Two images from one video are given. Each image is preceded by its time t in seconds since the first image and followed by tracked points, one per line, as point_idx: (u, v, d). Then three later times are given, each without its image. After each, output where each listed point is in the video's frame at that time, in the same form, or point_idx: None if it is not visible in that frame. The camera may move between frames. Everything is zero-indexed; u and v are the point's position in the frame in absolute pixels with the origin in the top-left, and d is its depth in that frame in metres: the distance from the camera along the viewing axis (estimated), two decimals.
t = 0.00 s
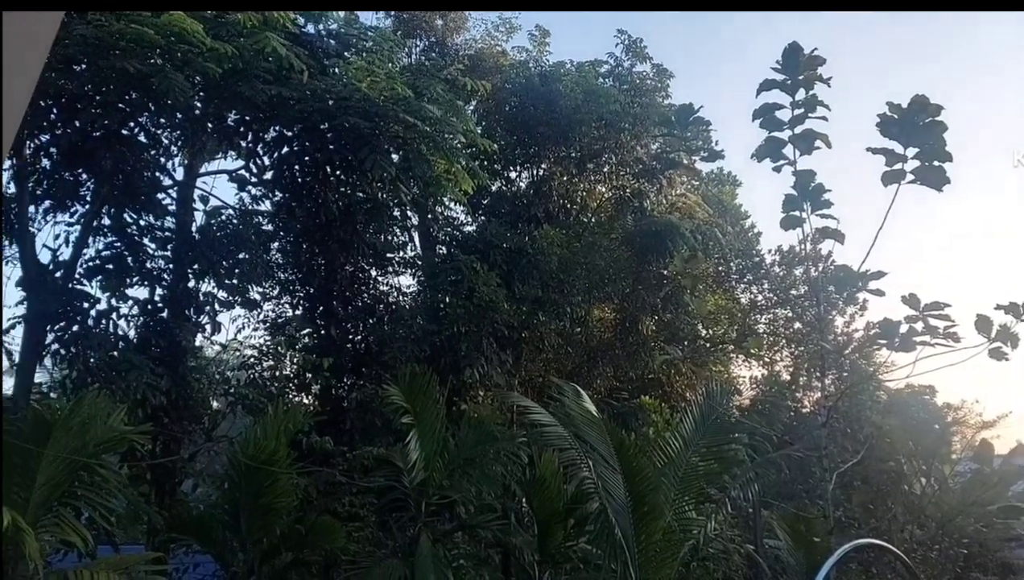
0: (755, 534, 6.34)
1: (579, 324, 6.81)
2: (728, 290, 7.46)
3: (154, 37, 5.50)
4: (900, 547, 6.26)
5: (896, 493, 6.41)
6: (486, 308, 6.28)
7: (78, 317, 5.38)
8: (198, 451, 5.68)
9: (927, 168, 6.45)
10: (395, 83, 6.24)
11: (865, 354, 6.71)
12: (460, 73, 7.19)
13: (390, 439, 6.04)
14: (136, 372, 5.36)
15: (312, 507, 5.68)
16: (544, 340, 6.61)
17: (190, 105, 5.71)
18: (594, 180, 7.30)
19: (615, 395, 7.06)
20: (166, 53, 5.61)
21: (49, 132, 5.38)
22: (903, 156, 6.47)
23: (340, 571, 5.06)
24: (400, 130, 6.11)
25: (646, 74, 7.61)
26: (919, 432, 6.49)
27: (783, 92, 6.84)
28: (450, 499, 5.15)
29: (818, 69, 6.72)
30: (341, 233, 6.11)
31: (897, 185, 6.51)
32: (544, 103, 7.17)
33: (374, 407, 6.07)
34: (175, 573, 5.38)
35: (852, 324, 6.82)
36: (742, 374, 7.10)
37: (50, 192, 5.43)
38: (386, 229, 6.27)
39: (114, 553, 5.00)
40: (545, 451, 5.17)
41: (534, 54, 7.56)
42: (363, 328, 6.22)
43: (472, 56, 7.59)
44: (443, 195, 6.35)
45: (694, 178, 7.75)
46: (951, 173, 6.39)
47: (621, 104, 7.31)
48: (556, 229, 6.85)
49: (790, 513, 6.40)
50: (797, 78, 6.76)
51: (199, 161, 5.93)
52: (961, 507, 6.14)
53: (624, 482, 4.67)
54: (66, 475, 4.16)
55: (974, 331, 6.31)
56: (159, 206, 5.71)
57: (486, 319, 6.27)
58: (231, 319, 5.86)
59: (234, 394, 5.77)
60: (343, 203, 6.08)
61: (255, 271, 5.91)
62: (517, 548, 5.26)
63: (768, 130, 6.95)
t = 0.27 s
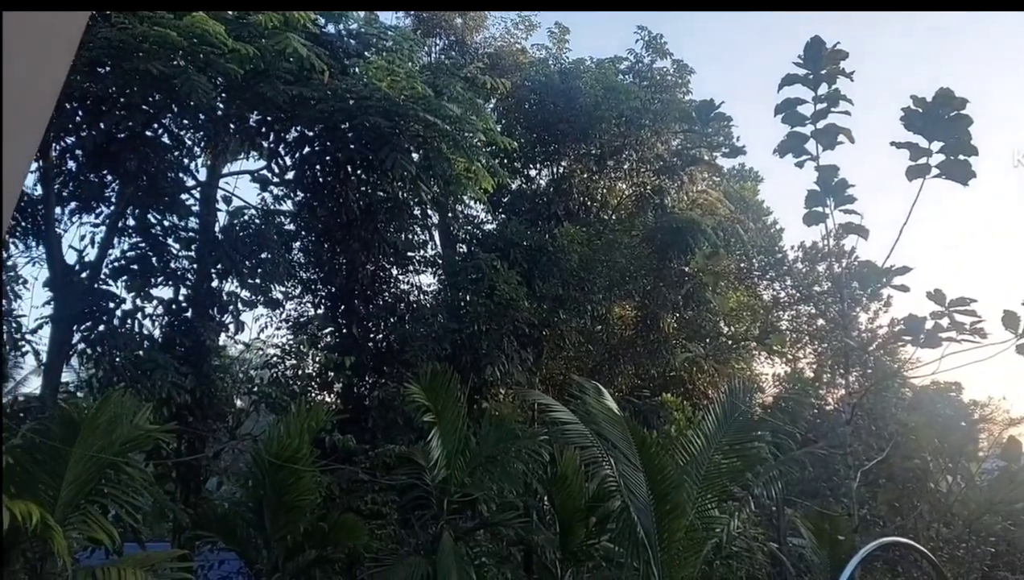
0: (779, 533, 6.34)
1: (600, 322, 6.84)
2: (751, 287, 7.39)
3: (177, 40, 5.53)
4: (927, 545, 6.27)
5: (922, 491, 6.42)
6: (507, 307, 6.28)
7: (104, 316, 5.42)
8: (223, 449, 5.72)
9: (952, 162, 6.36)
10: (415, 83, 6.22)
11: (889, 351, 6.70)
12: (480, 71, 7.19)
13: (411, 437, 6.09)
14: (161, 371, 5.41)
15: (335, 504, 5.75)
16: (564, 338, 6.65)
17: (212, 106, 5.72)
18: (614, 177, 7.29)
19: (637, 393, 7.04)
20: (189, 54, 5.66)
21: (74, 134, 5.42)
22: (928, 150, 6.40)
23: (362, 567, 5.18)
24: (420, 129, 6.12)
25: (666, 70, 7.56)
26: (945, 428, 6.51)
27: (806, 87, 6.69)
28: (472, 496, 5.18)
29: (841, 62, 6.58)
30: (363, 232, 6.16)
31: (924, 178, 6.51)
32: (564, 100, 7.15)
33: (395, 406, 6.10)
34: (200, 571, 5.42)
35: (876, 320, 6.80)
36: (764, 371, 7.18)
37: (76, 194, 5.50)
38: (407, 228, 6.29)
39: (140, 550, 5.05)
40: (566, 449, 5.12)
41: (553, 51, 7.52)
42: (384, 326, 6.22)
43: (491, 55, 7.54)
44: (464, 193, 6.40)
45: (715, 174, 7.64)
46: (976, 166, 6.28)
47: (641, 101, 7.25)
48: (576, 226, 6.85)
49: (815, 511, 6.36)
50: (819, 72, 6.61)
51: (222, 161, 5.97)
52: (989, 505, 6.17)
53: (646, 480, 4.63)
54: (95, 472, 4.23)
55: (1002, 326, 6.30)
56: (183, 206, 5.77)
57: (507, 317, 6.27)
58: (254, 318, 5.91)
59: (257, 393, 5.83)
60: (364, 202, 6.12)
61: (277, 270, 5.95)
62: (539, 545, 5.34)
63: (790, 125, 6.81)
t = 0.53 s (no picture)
0: (794, 530, 6.36)
1: (614, 319, 6.84)
2: (766, 283, 7.40)
3: (191, 40, 5.54)
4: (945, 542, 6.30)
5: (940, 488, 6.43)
6: (520, 305, 6.28)
7: (121, 316, 5.48)
8: (240, 446, 5.76)
9: (969, 156, 6.13)
10: (428, 82, 6.23)
11: (905, 348, 6.50)
12: (492, 69, 7.20)
13: (426, 434, 6.11)
14: (177, 370, 5.44)
15: (350, 502, 5.77)
16: (578, 336, 6.65)
17: (226, 106, 5.75)
18: (627, 174, 7.28)
19: (651, 390, 7.09)
20: (203, 54, 5.66)
21: (90, 135, 5.47)
22: (944, 144, 6.20)
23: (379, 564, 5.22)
24: (432, 128, 6.12)
25: (679, 67, 7.56)
26: (963, 425, 6.49)
27: (820, 81, 6.51)
28: (486, 494, 5.17)
29: (855, 58, 6.38)
30: (376, 230, 6.19)
31: (940, 173, 6.29)
32: (576, 97, 7.15)
33: (409, 404, 6.11)
34: (218, 568, 5.44)
35: (891, 316, 6.66)
36: (779, 367, 7.22)
37: (92, 194, 5.55)
38: (420, 226, 6.33)
39: (158, 548, 5.09)
40: (580, 446, 5.09)
41: (565, 48, 7.55)
42: (398, 324, 6.23)
43: (504, 52, 7.53)
44: (477, 191, 6.40)
45: (728, 170, 7.66)
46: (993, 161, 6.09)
47: (655, 97, 7.27)
48: (589, 223, 6.85)
49: (830, 508, 6.45)
50: (834, 66, 6.42)
51: (236, 161, 6.00)
52: (1006, 502, 6.28)
53: (661, 478, 4.63)
54: (113, 471, 4.26)
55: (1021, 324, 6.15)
56: (199, 206, 5.78)
57: (520, 315, 6.27)
58: (269, 317, 5.94)
59: (273, 391, 5.87)
60: (378, 201, 6.15)
61: (292, 269, 5.95)
62: (553, 543, 5.27)
63: (805, 121, 6.59)
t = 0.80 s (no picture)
0: (807, 526, 6.31)
1: (625, 316, 6.82)
2: (777, 279, 7.19)
3: (200, 38, 5.54)
4: (959, 538, 6.22)
5: (954, 483, 6.35)
6: (531, 302, 6.29)
7: (133, 315, 5.48)
8: (251, 444, 5.76)
9: (981, 149, 6.27)
10: (437, 79, 6.24)
11: (917, 342, 6.63)
12: (501, 66, 7.20)
13: (437, 432, 6.10)
14: (190, 368, 5.48)
15: (362, 499, 5.79)
16: (589, 332, 6.67)
17: (236, 106, 5.77)
18: (637, 169, 7.25)
19: (662, 387, 7.04)
20: (213, 54, 5.67)
21: (102, 135, 5.51)
22: (955, 139, 6.35)
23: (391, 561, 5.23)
24: (442, 125, 6.14)
25: (689, 62, 7.49)
26: (975, 421, 6.42)
27: (830, 75, 6.63)
28: (497, 491, 5.16)
29: (866, 51, 6.52)
30: (386, 228, 6.18)
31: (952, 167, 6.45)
32: (586, 93, 7.12)
33: (421, 401, 6.11)
34: (230, 566, 5.46)
35: (904, 311, 6.76)
36: (791, 364, 7.01)
37: (104, 194, 5.59)
38: (430, 224, 6.34)
39: (171, 546, 5.11)
40: (591, 443, 5.06)
41: (575, 44, 7.50)
42: (408, 322, 6.26)
43: (514, 48, 7.55)
44: (486, 188, 6.40)
45: (739, 165, 7.57)
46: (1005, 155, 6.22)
47: (664, 93, 7.23)
48: (599, 220, 6.85)
49: (843, 505, 6.35)
50: (844, 61, 6.54)
51: (247, 161, 6.04)
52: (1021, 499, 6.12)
53: (672, 474, 4.63)
54: (126, 469, 4.29)
55: None
56: (210, 205, 5.88)
57: (530, 312, 6.28)
58: (280, 316, 5.96)
59: (284, 389, 5.90)
60: (388, 199, 6.15)
61: (302, 268, 5.97)
62: (565, 540, 5.28)
63: (816, 115, 6.76)
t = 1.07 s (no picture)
0: (822, 523, 6.28)
1: (637, 313, 6.83)
2: (789, 275, 7.29)
3: (211, 37, 5.55)
4: (974, 534, 6.17)
5: (970, 479, 6.29)
6: (542, 299, 6.25)
7: (147, 315, 5.53)
8: (265, 443, 5.78)
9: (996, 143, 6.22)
10: (448, 77, 6.21)
11: (932, 338, 6.53)
12: (511, 64, 7.22)
13: (450, 430, 6.07)
14: (204, 367, 5.50)
15: (375, 497, 5.77)
16: (601, 329, 6.64)
17: (248, 105, 5.77)
18: (648, 166, 7.26)
19: (674, 383, 7.03)
20: (224, 54, 5.69)
21: (115, 135, 5.54)
22: (971, 133, 6.30)
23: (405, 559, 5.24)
24: (453, 123, 6.11)
25: (700, 57, 7.51)
26: (992, 417, 6.30)
27: (843, 69, 6.53)
28: (510, 488, 5.14)
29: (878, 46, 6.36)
30: (398, 227, 6.21)
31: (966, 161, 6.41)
32: (597, 89, 7.07)
33: (433, 399, 6.11)
34: (245, 563, 5.49)
35: (918, 306, 6.68)
36: (803, 359, 7.13)
37: (118, 194, 5.63)
38: (441, 222, 6.37)
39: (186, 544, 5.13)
40: (604, 440, 5.05)
41: (586, 41, 7.48)
42: (420, 320, 6.28)
43: (524, 46, 7.54)
44: (497, 186, 6.40)
45: (751, 160, 7.59)
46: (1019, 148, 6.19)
47: (676, 89, 7.23)
48: (611, 217, 6.85)
49: (857, 500, 6.37)
50: (857, 55, 6.41)
51: (259, 160, 6.09)
52: None
53: (685, 471, 4.64)
54: (142, 468, 4.30)
55: None
56: (223, 205, 5.90)
57: (542, 310, 6.26)
58: (293, 314, 5.99)
59: (298, 388, 5.93)
60: (399, 197, 6.17)
61: (314, 266, 6.02)
62: (579, 537, 5.27)
63: (829, 110, 6.64)
